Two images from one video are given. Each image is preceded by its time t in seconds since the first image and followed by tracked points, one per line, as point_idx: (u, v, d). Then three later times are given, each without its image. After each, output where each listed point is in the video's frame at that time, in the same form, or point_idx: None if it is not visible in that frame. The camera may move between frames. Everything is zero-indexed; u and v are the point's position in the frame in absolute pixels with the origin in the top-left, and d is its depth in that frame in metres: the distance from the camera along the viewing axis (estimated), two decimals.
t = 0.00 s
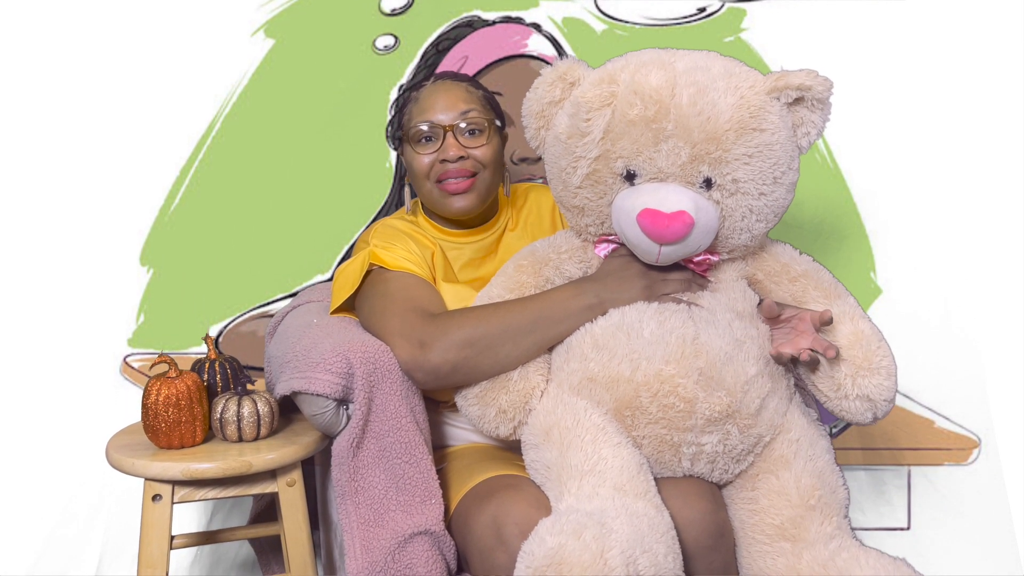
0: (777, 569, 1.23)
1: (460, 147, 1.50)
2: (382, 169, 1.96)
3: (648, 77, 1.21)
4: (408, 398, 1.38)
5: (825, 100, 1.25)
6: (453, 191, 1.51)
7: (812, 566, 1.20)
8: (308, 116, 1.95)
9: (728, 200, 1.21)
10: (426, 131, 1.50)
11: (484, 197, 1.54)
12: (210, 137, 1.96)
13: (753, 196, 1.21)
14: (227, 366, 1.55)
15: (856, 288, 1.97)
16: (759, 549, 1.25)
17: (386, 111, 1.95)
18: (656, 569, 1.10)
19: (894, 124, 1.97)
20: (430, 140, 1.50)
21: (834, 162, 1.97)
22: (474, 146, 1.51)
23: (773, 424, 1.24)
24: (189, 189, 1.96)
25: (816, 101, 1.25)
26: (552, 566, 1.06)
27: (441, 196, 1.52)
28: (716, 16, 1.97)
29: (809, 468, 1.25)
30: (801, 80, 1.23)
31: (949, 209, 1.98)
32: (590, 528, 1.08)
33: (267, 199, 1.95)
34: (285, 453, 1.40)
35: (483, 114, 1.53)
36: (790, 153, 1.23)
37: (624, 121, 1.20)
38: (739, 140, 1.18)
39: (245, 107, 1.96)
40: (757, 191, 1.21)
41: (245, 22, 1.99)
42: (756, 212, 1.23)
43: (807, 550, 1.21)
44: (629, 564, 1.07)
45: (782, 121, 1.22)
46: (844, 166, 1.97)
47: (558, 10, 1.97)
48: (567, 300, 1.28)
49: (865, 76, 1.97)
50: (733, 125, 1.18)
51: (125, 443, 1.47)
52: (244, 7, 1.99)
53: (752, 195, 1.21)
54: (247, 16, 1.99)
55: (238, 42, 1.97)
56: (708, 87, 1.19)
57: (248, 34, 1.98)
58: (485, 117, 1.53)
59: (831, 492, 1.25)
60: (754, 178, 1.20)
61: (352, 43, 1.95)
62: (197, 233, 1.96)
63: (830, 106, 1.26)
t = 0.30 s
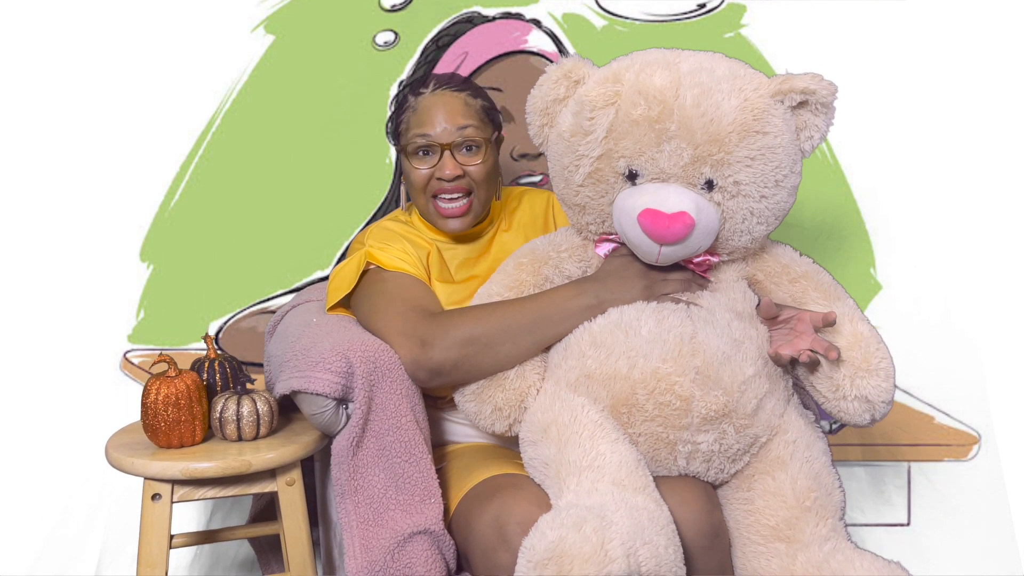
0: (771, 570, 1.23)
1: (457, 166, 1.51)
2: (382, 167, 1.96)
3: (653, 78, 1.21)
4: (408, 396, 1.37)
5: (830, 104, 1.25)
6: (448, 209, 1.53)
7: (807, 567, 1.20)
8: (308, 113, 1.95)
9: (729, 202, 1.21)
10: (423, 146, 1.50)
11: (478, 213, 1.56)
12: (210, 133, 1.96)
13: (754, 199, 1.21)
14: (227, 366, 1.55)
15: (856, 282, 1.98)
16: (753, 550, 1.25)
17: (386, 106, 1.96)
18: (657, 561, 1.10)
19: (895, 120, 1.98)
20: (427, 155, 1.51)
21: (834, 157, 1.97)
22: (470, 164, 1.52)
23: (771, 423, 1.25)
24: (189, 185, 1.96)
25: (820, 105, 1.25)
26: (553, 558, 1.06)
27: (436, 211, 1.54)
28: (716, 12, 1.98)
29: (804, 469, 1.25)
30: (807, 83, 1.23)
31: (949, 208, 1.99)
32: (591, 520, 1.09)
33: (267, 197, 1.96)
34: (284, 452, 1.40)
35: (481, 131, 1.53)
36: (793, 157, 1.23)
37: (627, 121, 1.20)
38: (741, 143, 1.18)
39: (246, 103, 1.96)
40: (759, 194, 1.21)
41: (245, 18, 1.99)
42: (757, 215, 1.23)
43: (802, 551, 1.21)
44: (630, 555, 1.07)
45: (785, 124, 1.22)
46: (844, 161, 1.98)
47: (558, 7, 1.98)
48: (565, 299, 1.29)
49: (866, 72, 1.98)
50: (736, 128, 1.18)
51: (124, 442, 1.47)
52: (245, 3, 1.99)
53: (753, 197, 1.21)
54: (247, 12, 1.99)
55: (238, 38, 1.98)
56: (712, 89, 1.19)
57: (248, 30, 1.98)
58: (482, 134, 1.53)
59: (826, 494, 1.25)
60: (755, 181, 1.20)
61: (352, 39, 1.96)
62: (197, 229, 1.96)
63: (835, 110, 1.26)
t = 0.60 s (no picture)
0: (773, 568, 1.22)
1: (464, 150, 1.50)
2: (382, 164, 1.96)
3: (654, 76, 1.21)
4: (409, 395, 1.37)
5: (830, 102, 1.25)
6: (459, 194, 1.51)
7: (809, 565, 1.19)
8: (308, 109, 1.95)
9: (730, 200, 1.21)
10: (427, 135, 1.50)
11: (486, 198, 1.55)
12: (210, 129, 1.96)
13: (755, 196, 1.21)
14: (227, 364, 1.55)
15: (856, 277, 1.98)
16: (756, 548, 1.25)
17: (386, 102, 1.95)
18: (657, 562, 1.09)
19: (894, 117, 1.99)
20: (432, 144, 1.51)
21: (834, 153, 1.98)
22: (476, 148, 1.52)
23: (772, 423, 1.24)
24: (189, 181, 1.96)
25: (820, 103, 1.24)
26: (553, 558, 1.06)
27: (446, 198, 1.52)
28: (716, 8, 1.97)
29: (806, 468, 1.25)
30: (806, 81, 1.23)
31: (949, 206, 1.99)
32: (591, 521, 1.08)
33: (267, 194, 1.95)
34: (285, 451, 1.40)
35: (482, 117, 1.53)
36: (794, 155, 1.23)
37: (628, 119, 1.20)
38: (743, 141, 1.18)
39: (245, 98, 1.96)
40: (760, 191, 1.21)
41: (245, 14, 1.98)
42: (758, 213, 1.23)
43: (804, 550, 1.21)
44: (631, 555, 1.07)
45: (786, 122, 1.22)
46: (844, 158, 1.98)
47: (558, 2, 1.97)
48: (566, 297, 1.28)
49: (865, 70, 1.99)
50: (737, 125, 1.18)
51: (124, 440, 1.47)
52: None
53: (754, 195, 1.21)
54: (247, 8, 1.99)
55: (238, 34, 1.97)
56: (713, 87, 1.19)
57: (248, 26, 1.98)
58: (484, 120, 1.53)
59: (828, 492, 1.25)
60: (756, 178, 1.20)
61: (352, 36, 1.95)
62: (197, 225, 1.96)
63: (835, 108, 1.26)
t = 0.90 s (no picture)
0: (773, 567, 1.22)
1: (456, 155, 1.51)
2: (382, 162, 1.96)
3: (653, 75, 1.21)
4: (409, 395, 1.37)
5: (829, 101, 1.25)
6: (449, 198, 1.52)
7: (809, 564, 1.19)
8: (308, 107, 1.95)
9: (730, 199, 1.21)
10: (421, 137, 1.50)
11: (478, 202, 1.56)
12: (210, 125, 1.96)
13: (755, 195, 1.21)
14: (227, 364, 1.55)
15: (856, 273, 1.98)
16: (757, 548, 1.24)
17: (386, 98, 1.96)
18: (656, 561, 1.09)
19: (895, 113, 1.99)
20: (425, 146, 1.51)
21: (834, 148, 1.98)
22: (469, 153, 1.52)
23: (772, 422, 1.24)
24: (189, 177, 1.96)
25: (819, 102, 1.25)
26: (553, 557, 1.06)
27: (436, 201, 1.53)
28: (716, 3, 1.98)
29: (806, 467, 1.25)
30: (806, 80, 1.23)
31: (950, 204, 1.99)
32: (591, 520, 1.08)
33: (268, 179, 1.95)
34: (285, 451, 1.40)
35: (478, 121, 1.53)
36: (793, 153, 1.23)
37: (628, 118, 1.20)
38: (743, 139, 1.18)
39: (245, 94, 1.96)
40: (760, 190, 1.21)
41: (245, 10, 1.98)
42: (758, 211, 1.23)
43: (804, 549, 1.21)
44: (630, 555, 1.07)
45: (785, 121, 1.22)
46: (844, 153, 1.98)
47: None
48: (566, 296, 1.28)
49: (866, 65, 1.99)
50: (736, 124, 1.18)
51: (125, 439, 1.47)
52: None
53: (754, 194, 1.21)
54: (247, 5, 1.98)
55: (238, 30, 1.97)
56: (712, 86, 1.19)
57: (248, 22, 1.98)
58: (479, 123, 1.53)
59: (828, 491, 1.25)
60: (756, 177, 1.20)
61: (352, 33, 1.95)
62: (197, 222, 1.96)
63: (834, 107, 1.26)
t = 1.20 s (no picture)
0: (773, 567, 1.22)
1: (456, 156, 1.51)
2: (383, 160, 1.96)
3: (653, 75, 1.21)
4: (409, 394, 1.38)
5: (829, 101, 1.25)
6: (448, 200, 1.53)
7: (809, 564, 1.19)
8: (308, 104, 1.95)
9: (729, 199, 1.21)
10: (421, 139, 1.51)
11: (478, 204, 1.56)
12: (210, 121, 1.96)
13: (755, 195, 1.21)
14: (227, 364, 1.55)
15: (856, 269, 1.99)
16: (757, 547, 1.25)
17: (386, 94, 1.96)
18: (656, 561, 1.09)
19: (895, 110, 1.99)
20: (425, 147, 1.51)
21: (834, 144, 1.98)
22: (469, 155, 1.52)
23: (772, 421, 1.25)
24: (189, 173, 1.96)
25: (819, 102, 1.25)
26: (553, 556, 1.06)
27: (436, 202, 1.54)
28: None
29: (806, 467, 1.25)
30: (805, 80, 1.23)
31: (950, 203, 1.99)
32: (590, 519, 1.08)
33: (268, 177, 1.95)
34: (286, 450, 1.40)
35: (478, 122, 1.53)
36: (793, 153, 1.23)
37: (628, 117, 1.20)
38: (742, 139, 1.18)
39: (245, 91, 1.96)
40: (760, 190, 1.21)
41: (245, 7, 1.98)
42: (758, 211, 1.23)
43: (804, 548, 1.21)
44: (630, 554, 1.07)
45: (786, 121, 1.22)
46: (844, 149, 1.98)
47: None
48: (566, 296, 1.29)
49: (866, 61, 1.99)
50: (736, 124, 1.18)
51: (125, 439, 1.47)
52: None
53: (754, 194, 1.21)
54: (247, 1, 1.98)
55: (238, 27, 1.97)
56: (712, 86, 1.19)
57: (248, 19, 1.97)
58: (479, 125, 1.53)
59: (828, 491, 1.25)
60: (756, 177, 1.20)
61: (352, 29, 1.95)
62: (197, 218, 1.96)
63: (834, 107, 1.26)
